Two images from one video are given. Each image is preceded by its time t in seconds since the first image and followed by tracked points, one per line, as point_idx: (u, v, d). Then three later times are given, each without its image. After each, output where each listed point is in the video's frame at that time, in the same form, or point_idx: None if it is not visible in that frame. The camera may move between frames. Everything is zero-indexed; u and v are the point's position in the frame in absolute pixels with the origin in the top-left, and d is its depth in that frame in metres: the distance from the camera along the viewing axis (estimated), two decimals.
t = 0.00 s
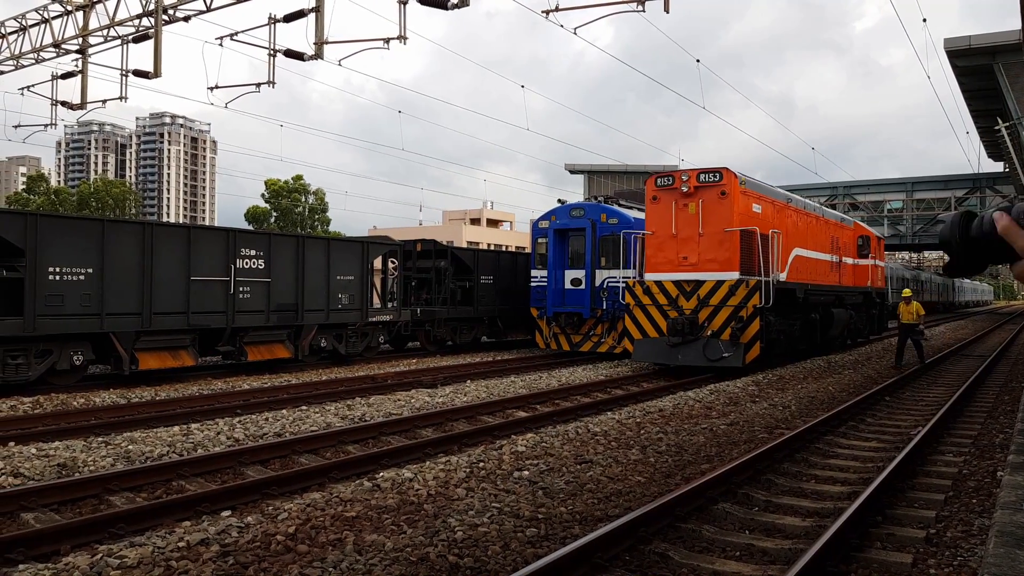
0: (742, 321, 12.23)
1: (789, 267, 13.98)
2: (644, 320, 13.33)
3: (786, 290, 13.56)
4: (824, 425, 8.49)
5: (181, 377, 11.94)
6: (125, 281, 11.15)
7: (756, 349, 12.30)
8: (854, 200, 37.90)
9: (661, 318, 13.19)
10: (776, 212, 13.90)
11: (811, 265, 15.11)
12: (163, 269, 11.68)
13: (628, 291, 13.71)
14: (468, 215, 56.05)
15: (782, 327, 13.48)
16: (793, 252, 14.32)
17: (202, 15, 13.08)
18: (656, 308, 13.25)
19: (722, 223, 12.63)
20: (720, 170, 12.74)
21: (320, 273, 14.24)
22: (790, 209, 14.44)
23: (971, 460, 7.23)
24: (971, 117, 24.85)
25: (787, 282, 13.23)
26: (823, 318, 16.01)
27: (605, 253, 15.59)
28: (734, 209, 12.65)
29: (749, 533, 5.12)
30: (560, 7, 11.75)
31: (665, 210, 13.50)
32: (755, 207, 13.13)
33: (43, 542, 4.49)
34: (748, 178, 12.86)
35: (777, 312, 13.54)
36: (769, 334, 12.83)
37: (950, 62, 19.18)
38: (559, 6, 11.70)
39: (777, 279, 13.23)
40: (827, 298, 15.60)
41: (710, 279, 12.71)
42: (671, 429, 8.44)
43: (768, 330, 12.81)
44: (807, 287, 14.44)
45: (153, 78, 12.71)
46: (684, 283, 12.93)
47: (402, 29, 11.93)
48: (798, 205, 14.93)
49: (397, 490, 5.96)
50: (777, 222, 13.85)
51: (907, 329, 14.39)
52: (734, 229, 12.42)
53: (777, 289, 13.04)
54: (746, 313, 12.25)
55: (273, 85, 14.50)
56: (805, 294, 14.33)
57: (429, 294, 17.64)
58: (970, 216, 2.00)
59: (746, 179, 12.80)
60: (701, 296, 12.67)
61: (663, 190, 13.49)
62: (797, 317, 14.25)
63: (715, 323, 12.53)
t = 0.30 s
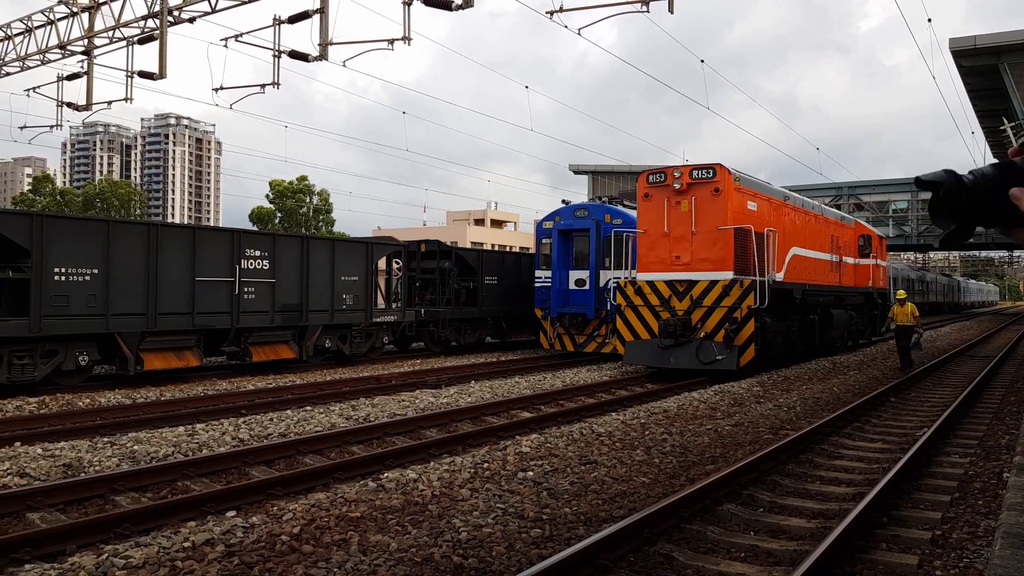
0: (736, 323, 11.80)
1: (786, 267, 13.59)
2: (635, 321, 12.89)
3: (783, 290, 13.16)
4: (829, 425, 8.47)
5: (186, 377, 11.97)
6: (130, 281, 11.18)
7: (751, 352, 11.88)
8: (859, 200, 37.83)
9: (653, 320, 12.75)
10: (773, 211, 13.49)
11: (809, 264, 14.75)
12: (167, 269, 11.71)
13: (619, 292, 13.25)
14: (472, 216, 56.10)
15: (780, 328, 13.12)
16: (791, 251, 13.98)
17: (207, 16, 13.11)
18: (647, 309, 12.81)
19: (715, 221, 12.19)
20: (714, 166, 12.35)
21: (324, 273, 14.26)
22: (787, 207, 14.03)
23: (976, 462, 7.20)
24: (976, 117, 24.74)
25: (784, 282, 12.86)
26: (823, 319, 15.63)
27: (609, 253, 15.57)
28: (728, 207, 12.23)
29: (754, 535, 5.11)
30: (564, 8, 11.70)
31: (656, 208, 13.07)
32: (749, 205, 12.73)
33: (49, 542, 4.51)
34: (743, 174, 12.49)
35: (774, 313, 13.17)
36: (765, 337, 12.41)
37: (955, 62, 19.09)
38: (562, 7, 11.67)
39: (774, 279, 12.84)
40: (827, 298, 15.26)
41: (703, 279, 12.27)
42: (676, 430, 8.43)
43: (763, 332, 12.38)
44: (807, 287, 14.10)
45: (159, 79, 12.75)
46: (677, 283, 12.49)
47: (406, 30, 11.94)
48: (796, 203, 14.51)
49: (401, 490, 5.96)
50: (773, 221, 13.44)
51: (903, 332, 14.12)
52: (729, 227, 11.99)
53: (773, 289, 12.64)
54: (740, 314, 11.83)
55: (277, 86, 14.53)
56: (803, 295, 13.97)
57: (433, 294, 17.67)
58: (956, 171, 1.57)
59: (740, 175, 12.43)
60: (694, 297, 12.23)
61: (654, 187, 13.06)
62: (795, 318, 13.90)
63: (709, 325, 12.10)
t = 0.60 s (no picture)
0: (730, 324, 11.49)
1: (783, 267, 13.28)
2: (627, 323, 12.61)
3: (779, 291, 12.86)
4: (834, 427, 8.44)
5: (191, 378, 12.00)
6: (136, 283, 11.22)
7: (745, 355, 11.57)
8: (864, 201, 37.71)
9: (644, 321, 12.45)
10: (769, 208, 13.16)
11: (808, 265, 14.45)
12: (173, 270, 11.75)
13: (610, 293, 12.94)
14: (476, 217, 56.14)
15: (775, 331, 12.85)
16: (789, 250, 13.66)
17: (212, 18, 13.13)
18: (639, 311, 12.50)
19: (708, 219, 11.85)
20: (706, 163, 11.98)
21: (329, 275, 14.28)
22: (784, 204, 13.70)
23: (983, 464, 7.17)
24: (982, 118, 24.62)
25: (780, 283, 12.56)
26: (821, 321, 15.33)
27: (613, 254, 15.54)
28: (722, 205, 11.88)
29: (759, 536, 5.10)
30: (567, 10, 11.53)
31: (649, 206, 12.75)
32: (744, 203, 12.38)
33: (55, 542, 4.52)
34: (737, 171, 12.12)
35: (769, 315, 12.89)
36: (760, 339, 12.10)
37: (961, 62, 19.01)
38: (567, 9, 11.46)
39: (770, 279, 12.55)
40: (826, 299, 14.93)
41: (696, 280, 11.95)
42: (680, 431, 8.43)
43: (757, 335, 12.07)
44: (805, 288, 13.77)
45: (164, 82, 12.80)
46: (669, 283, 12.20)
47: (411, 31, 11.94)
48: (794, 201, 14.19)
49: (405, 492, 5.96)
50: (769, 219, 13.11)
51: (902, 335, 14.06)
52: (723, 225, 11.66)
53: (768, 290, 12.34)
54: (734, 316, 11.52)
55: (283, 88, 14.56)
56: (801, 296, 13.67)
57: (438, 295, 17.69)
58: None
59: (734, 172, 12.06)
60: (686, 298, 11.94)
61: (646, 184, 12.71)
62: (792, 320, 13.61)
63: (702, 327, 11.78)
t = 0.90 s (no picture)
0: (723, 326, 10.83)
1: (781, 268, 12.81)
2: (616, 325, 11.94)
3: (777, 293, 12.32)
4: (840, 429, 8.41)
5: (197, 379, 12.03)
6: (141, 284, 11.26)
7: (739, 359, 10.92)
8: (870, 202, 37.58)
9: (635, 323, 11.76)
10: (765, 207, 12.69)
11: (807, 265, 14.00)
12: (178, 271, 11.78)
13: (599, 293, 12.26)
14: (481, 218, 56.16)
15: (774, 333, 12.36)
16: (787, 251, 13.22)
17: (217, 20, 13.17)
18: (629, 312, 11.83)
19: (702, 217, 11.32)
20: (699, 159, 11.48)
21: (334, 276, 14.30)
22: (781, 203, 13.25)
23: (989, 465, 7.14)
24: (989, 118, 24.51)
25: (778, 284, 12.09)
26: (821, 323, 14.86)
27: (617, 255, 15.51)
28: (716, 202, 11.35)
29: (764, 538, 5.08)
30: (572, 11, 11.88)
31: (639, 204, 12.17)
32: (738, 201, 11.88)
33: (62, 542, 4.54)
34: (731, 168, 11.63)
35: (768, 317, 12.41)
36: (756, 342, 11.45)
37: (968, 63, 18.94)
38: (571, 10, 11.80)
39: (766, 280, 12.06)
40: (826, 301, 14.44)
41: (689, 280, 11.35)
42: (685, 433, 8.41)
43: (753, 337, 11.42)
44: (803, 289, 13.29)
45: (170, 83, 12.85)
46: (661, 284, 11.55)
47: (416, 33, 11.97)
48: (791, 200, 13.73)
49: (410, 493, 5.96)
50: (765, 218, 12.64)
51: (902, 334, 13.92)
52: (717, 223, 11.14)
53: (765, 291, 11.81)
54: (728, 318, 10.86)
55: (288, 90, 14.60)
56: (800, 297, 13.17)
57: (442, 297, 17.69)
58: None
59: (728, 169, 11.56)
60: (678, 299, 11.28)
61: (636, 182, 12.17)
62: (790, 322, 13.10)
63: (694, 329, 11.13)
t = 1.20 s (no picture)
0: (716, 328, 10.50)
1: (777, 267, 12.39)
2: (606, 326, 11.56)
3: (772, 293, 11.96)
4: (845, 429, 8.40)
5: (202, 379, 12.07)
6: (146, 285, 11.28)
7: (732, 361, 10.62)
8: (876, 202, 37.42)
9: (625, 325, 11.39)
10: (761, 204, 12.27)
11: (806, 264, 13.57)
12: (183, 271, 11.81)
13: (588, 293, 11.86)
14: (485, 218, 56.15)
15: (769, 334, 11.97)
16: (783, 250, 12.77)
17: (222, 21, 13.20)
18: (619, 313, 11.44)
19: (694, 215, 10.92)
20: (691, 155, 11.04)
21: (339, 277, 14.32)
22: (778, 200, 12.82)
23: (996, 467, 7.10)
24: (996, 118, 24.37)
25: (774, 283, 11.70)
26: (819, 324, 14.46)
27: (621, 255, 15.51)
28: (708, 199, 10.94)
29: (769, 539, 5.07)
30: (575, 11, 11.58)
31: (630, 201, 11.74)
32: (732, 198, 11.48)
33: (67, 543, 4.56)
34: (724, 164, 11.20)
35: (762, 318, 12.02)
36: (748, 343, 11.18)
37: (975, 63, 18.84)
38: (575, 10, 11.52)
39: (762, 279, 11.66)
40: (825, 302, 14.02)
41: (680, 280, 10.99)
42: (691, 434, 8.40)
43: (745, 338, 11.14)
44: (801, 290, 12.84)
45: (175, 85, 12.89)
46: (652, 284, 11.18)
47: (419, 34, 11.97)
48: (789, 197, 13.28)
49: (415, 494, 5.96)
50: (761, 216, 12.22)
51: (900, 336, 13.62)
52: (709, 222, 10.75)
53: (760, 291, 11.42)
54: (721, 319, 10.53)
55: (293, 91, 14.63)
56: (797, 298, 12.77)
57: (447, 297, 17.69)
58: None
59: (721, 164, 11.13)
60: (670, 300, 10.92)
61: (626, 178, 11.72)
62: (787, 323, 12.74)
63: (686, 331, 10.78)
